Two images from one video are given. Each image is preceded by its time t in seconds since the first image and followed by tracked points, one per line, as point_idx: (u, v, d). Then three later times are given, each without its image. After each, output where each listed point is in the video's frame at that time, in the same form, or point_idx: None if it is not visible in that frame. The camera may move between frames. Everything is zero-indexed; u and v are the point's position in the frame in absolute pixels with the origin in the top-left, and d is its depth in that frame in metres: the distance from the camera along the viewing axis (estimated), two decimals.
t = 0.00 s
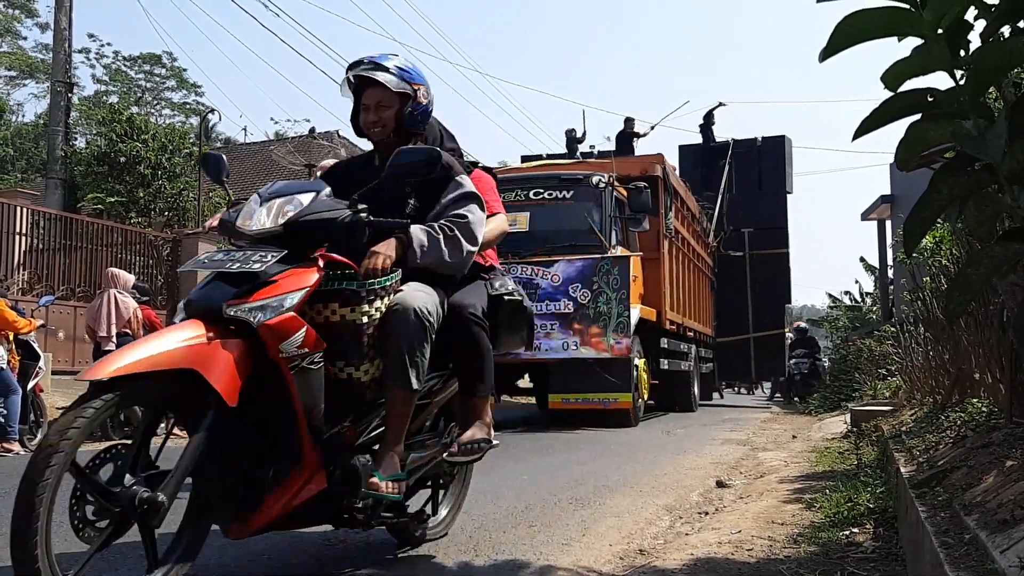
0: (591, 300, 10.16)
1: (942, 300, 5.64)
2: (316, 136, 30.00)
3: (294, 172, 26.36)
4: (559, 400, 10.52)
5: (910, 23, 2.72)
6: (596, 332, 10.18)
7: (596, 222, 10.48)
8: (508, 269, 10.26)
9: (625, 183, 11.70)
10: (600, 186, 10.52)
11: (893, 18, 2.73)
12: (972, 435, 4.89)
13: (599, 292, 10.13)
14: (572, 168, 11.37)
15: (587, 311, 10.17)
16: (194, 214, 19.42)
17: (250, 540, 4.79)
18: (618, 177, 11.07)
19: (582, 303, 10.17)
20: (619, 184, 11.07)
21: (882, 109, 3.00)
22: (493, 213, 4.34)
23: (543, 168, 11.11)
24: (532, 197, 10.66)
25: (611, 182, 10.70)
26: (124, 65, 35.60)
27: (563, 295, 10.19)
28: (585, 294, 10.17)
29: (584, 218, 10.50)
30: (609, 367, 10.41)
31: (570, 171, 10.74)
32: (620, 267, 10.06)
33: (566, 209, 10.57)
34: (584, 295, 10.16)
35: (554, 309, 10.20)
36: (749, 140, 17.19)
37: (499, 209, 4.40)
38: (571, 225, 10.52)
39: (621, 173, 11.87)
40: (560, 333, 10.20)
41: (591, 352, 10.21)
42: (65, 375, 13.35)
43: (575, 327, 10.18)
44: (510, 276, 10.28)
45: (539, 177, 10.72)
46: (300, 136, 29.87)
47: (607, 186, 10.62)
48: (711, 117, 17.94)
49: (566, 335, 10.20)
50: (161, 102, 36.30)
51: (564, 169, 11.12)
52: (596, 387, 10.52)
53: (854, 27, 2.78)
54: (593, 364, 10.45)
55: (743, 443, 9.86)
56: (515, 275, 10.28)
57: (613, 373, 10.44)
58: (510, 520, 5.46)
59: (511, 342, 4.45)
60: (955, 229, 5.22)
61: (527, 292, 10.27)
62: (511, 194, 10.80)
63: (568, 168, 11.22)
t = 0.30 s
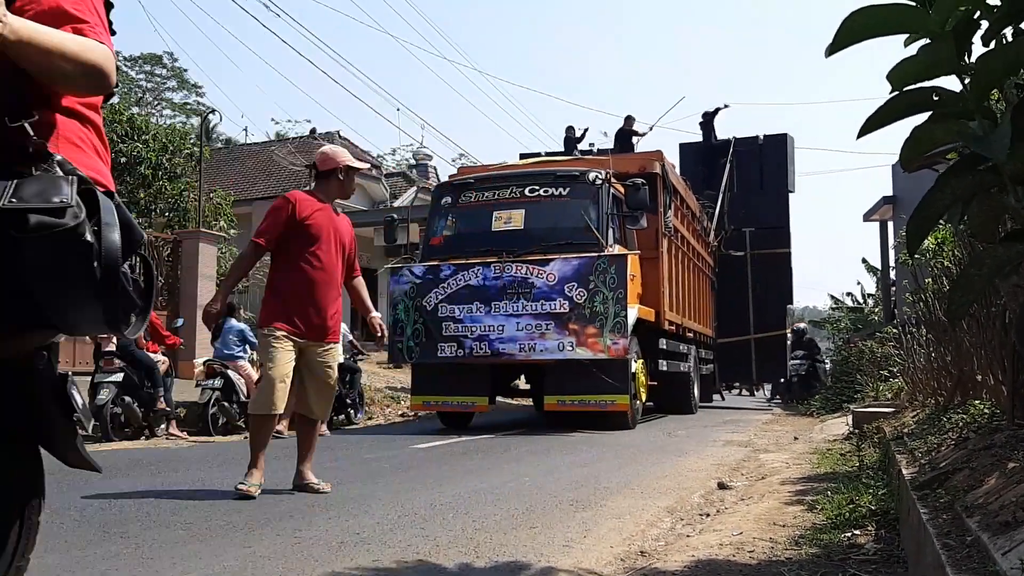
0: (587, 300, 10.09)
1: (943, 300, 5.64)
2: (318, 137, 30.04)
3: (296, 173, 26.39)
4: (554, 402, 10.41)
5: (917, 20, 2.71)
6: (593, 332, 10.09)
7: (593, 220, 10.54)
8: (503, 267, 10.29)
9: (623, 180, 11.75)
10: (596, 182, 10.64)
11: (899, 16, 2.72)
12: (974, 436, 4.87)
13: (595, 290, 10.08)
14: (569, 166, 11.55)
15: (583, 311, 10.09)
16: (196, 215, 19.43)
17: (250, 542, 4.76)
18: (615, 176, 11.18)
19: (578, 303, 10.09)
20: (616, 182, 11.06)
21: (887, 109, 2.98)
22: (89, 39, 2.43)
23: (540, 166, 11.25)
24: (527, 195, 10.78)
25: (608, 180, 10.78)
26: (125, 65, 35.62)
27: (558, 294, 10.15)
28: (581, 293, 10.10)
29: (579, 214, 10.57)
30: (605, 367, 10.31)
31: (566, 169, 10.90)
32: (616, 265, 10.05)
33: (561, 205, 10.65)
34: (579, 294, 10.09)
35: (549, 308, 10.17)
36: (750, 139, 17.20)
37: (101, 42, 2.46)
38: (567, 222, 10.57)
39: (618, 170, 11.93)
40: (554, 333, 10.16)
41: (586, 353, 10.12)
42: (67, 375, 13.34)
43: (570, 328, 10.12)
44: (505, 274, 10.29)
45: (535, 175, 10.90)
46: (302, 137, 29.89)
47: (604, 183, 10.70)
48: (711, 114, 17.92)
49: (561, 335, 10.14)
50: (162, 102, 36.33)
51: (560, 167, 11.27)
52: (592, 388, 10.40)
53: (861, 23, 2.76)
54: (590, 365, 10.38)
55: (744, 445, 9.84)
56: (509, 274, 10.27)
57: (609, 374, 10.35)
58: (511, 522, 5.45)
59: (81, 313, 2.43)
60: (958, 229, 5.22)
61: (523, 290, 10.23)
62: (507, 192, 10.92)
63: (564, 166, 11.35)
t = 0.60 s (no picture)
0: (584, 299, 10.08)
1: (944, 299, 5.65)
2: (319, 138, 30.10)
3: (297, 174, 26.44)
4: (550, 402, 10.42)
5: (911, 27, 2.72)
6: (589, 331, 10.08)
7: (589, 216, 10.56)
8: (498, 265, 10.26)
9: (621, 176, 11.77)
10: (593, 178, 10.65)
11: (893, 22, 2.73)
12: (974, 437, 4.88)
13: (592, 289, 10.07)
14: (566, 162, 11.57)
15: (580, 310, 10.09)
16: (197, 215, 19.46)
17: (254, 542, 4.78)
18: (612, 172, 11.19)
19: (574, 301, 10.08)
20: (613, 178, 11.07)
21: (884, 113, 3.00)
22: None
23: (536, 163, 11.24)
24: (523, 192, 10.79)
25: (605, 176, 10.79)
26: (126, 67, 35.69)
27: (554, 292, 10.14)
28: (577, 292, 10.08)
29: (575, 211, 10.59)
30: (602, 367, 10.31)
31: (562, 165, 10.91)
32: (613, 263, 10.02)
33: (557, 202, 10.67)
34: (576, 292, 10.08)
35: (545, 307, 10.17)
36: (751, 138, 17.25)
37: None
38: (562, 220, 10.58)
39: (616, 167, 11.95)
40: (551, 332, 10.15)
41: (583, 352, 10.11)
42: (68, 376, 13.36)
43: (567, 327, 10.12)
44: (500, 273, 10.28)
45: (531, 171, 10.90)
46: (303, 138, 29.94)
47: (601, 180, 10.71)
48: (711, 113, 17.94)
49: (558, 334, 10.14)
50: (164, 104, 36.41)
51: (556, 164, 11.28)
52: (588, 390, 10.40)
53: (857, 30, 2.77)
54: (586, 365, 10.39)
55: (745, 445, 9.86)
56: (504, 272, 10.26)
57: (605, 374, 10.36)
58: (513, 522, 5.46)
59: None
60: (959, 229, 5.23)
61: (519, 288, 10.23)
62: (502, 189, 10.93)
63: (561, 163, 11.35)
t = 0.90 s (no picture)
0: (581, 298, 10.06)
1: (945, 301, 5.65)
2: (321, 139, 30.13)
3: (298, 175, 26.47)
4: (545, 403, 10.42)
5: (917, 26, 2.72)
6: (586, 331, 10.06)
7: (587, 214, 10.52)
8: (494, 264, 10.29)
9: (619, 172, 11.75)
10: (589, 175, 10.63)
11: (899, 23, 2.74)
12: (977, 439, 4.87)
13: (589, 287, 10.04)
14: (563, 159, 11.56)
15: (577, 309, 10.07)
16: (198, 216, 19.47)
17: (255, 543, 4.77)
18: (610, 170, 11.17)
19: (571, 301, 10.06)
20: (609, 174, 11.05)
21: (888, 112, 3.00)
22: None
23: (532, 160, 11.21)
24: (519, 189, 10.78)
25: (602, 172, 10.75)
26: (128, 67, 35.73)
27: (551, 291, 10.13)
28: (574, 291, 10.07)
29: (573, 209, 10.57)
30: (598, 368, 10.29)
31: (558, 162, 10.88)
32: (610, 261, 10.00)
33: (553, 199, 10.66)
34: (572, 291, 10.06)
35: (542, 306, 10.16)
36: (751, 136, 17.23)
37: None
38: (559, 217, 10.58)
39: (614, 165, 11.94)
40: (547, 332, 10.14)
41: (580, 352, 10.10)
42: (70, 377, 13.37)
43: (563, 327, 10.10)
44: (496, 272, 10.28)
45: (527, 168, 10.88)
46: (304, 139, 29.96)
47: (598, 176, 10.67)
48: (711, 113, 17.92)
49: (554, 334, 10.13)
50: (165, 104, 36.44)
51: (553, 161, 11.26)
52: (585, 393, 10.38)
53: (863, 29, 2.78)
54: (583, 366, 10.39)
55: (746, 446, 9.86)
56: (499, 271, 10.26)
57: (602, 375, 10.34)
58: (513, 523, 5.46)
59: None
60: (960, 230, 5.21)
61: (514, 288, 10.23)
62: (498, 186, 10.92)
63: (557, 159, 11.33)
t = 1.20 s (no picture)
0: (577, 299, 10.04)
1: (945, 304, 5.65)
2: (321, 142, 30.16)
3: (299, 177, 26.49)
4: (539, 407, 10.40)
5: (915, 31, 2.73)
6: (581, 332, 10.05)
7: (583, 214, 10.51)
8: (487, 264, 10.29)
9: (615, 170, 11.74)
10: (585, 173, 10.62)
11: (897, 29, 2.73)
12: (977, 442, 4.87)
13: (585, 288, 10.03)
14: (559, 157, 11.56)
15: (572, 310, 10.05)
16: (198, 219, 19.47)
17: (255, 546, 4.76)
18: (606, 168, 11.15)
19: (566, 301, 10.05)
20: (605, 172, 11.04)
21: (888, 117, 2.99)
22: None
23: (527, 159, 11.18)
24: (514, 187, 10.78)
25: (598, 170, 10.74)
26: (128, 70, 35.76)
27: (545, 292, 10.12)
28: (569, 292, 10.06)
29: (569, 209, 10.56)
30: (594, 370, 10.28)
31: (554, 160, 10.86)
32: (606, 262, 9.99)
33: (548, 198, 10.66)
34: (567, 292, 10.05)
35: (537, 307, 10.15)
36: (751, 137, 17.26)
37: None
38: (554, 217, 10.57)
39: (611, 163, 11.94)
40: (542, 334, 10.13)
41: (576, 354, 10.09)
42: (70, 380, 13.37)
43: (558, 328, 10.09)
44: (490, 272, 10.29)
45: (522, 167, 10.87)
46: (304, 142, 29.98)
47: (594, 175, 10.66)
48: (711, 114, 17.93)
49: (549, 335, 10.12)
50: (166, 107, 36.48)
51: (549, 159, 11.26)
52: (581, 396, 10.36)
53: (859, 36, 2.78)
54: (578, 367, 10.38)
55: (746, 449, 9.86)
56: (493, 271, 10.27)
57: (598, 377, 10.33)
58: (514, 526, 5.46)
59: None
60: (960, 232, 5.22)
61: (508, 288, 10.23)
62: (493, 185, 10.92)
63: (552, 157, 11.32)
